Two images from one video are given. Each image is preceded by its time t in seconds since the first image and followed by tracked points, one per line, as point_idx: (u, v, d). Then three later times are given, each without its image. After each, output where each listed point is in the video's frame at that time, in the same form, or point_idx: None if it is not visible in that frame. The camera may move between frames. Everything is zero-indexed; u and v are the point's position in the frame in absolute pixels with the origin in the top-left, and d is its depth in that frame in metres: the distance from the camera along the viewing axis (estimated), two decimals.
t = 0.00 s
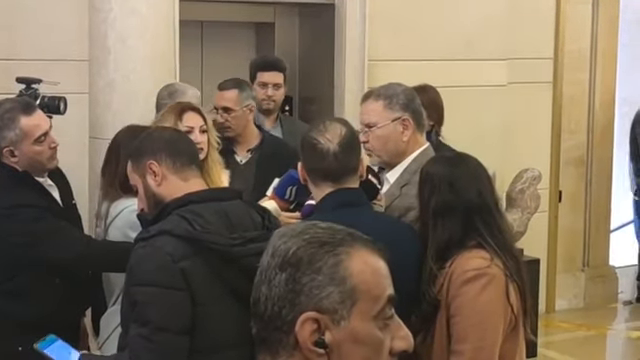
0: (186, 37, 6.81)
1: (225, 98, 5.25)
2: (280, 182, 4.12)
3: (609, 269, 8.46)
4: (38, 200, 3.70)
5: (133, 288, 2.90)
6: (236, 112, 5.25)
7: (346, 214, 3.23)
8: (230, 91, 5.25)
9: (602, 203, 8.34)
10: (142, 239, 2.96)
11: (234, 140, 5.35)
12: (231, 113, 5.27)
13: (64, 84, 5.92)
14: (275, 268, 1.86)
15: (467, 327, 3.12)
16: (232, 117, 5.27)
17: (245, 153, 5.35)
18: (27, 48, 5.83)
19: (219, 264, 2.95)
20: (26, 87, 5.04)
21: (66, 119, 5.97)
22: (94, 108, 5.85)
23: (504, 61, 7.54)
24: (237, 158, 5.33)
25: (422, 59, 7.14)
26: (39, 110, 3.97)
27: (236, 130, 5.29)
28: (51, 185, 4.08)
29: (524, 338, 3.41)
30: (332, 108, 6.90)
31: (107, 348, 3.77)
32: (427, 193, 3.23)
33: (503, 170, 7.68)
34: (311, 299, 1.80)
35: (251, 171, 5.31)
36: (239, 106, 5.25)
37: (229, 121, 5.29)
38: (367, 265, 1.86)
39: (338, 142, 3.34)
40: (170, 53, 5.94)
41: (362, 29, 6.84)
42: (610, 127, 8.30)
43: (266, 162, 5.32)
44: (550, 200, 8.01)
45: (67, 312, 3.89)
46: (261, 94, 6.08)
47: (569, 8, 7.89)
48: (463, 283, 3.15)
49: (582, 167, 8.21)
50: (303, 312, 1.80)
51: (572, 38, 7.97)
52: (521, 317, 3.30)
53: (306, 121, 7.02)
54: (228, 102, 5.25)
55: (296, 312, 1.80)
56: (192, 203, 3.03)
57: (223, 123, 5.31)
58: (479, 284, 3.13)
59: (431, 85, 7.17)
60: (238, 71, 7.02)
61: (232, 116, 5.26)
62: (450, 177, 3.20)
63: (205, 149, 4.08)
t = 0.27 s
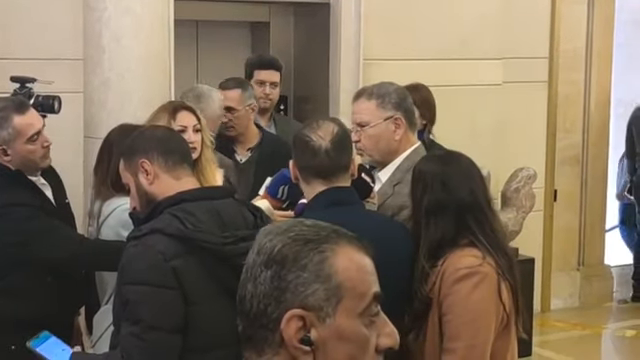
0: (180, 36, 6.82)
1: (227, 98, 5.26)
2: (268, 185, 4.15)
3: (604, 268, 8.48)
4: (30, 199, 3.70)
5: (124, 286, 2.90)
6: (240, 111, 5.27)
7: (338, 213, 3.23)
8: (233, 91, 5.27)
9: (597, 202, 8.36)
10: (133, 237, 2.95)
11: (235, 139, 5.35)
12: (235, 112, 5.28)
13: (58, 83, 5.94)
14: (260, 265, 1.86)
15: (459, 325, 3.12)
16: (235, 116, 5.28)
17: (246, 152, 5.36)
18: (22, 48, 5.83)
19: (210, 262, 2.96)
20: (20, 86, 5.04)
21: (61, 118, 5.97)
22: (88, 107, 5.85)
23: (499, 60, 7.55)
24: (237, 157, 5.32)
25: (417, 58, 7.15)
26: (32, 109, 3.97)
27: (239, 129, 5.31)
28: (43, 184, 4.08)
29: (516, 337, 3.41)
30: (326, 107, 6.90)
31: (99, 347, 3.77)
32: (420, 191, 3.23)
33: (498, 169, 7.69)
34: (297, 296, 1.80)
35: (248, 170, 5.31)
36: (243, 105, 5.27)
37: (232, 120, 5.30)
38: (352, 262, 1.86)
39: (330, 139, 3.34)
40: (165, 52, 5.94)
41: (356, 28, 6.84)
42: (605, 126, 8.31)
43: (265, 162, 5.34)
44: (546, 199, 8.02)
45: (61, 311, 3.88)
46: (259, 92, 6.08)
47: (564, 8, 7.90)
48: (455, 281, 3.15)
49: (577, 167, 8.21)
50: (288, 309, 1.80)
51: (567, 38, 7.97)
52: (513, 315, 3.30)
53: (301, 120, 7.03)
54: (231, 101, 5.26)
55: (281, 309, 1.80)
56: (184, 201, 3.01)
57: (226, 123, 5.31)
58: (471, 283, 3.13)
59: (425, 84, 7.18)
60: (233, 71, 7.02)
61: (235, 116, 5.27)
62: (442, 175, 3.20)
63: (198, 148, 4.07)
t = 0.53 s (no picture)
0: (178, 36, 6.82)
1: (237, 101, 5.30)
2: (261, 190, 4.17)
3: (601, 268, 8.48)
4: (25, 200, 3.70)
5: (119, 287, 2.89)
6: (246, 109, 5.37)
7: (334, 213, 3.22)
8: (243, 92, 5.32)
9: (594, 201, 8.36)
10: (129, 237, 2.95)
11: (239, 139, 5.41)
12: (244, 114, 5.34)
13: (54, 83, 5.93)
14: (253, 265, 1.86)
15: (455, 325, 3.12)
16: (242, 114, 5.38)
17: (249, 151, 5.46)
18: (18, 47, 5.82)
19: (205, 262, 2.95)
20: (16, 85, 5.04)
21: (57, 118, 5.97)
22: (84, 107, 5.84)
23: (496, 60, 7.55)
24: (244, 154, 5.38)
25: (414, 58, 7.14)
26: (27, 109, 3.96)
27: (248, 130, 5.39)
28: (38, 184, 4.08)
29: (512, 337, 3.41)
30: (324, 107, 6.90)
31: (95, 347, 3.75)
32: (416, 191, 3.22)
33: (495, 169, 7.69)
34: (289, 296, 1.80)
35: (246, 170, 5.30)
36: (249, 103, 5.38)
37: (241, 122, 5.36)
38: (345, 262, 1.85)
39: (324, 139, 3.34)
40: (162, 52, 5.93)
41: (353, 27, 6.84)
42: (602, 126, 8.31)
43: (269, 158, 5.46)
44: (543, 199, 8.01)
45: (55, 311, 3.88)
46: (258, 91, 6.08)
47: (562, 7, 7.89)
48: (451, 281, 3.14)
49: (575, 166, 8.21)
50: (280, 309, 1.80)
51: (564, 37, 7.97)
52: (509, 315, 3.30)
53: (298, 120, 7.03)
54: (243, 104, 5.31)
55: (273, 309, 1.80)
56: (180, 201, 3.01)
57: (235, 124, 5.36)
58: (467, 283, 3.13)
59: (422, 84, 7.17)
60: (230, 71, 7.02)
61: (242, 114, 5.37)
62: (438, 175, 3.20)
63: (194, 148, 4.07)
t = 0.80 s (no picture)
0: (178, 36, 6.82)
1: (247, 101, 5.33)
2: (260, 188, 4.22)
3: (600, 268, 8.49)
4: (23, 200, 3.70)
5: (118, 287, 2.89)
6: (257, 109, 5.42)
7: (333, 213, 3.22)
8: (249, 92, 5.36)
9: (593, 202, 8.37)
10: (128, 238, 2.95)
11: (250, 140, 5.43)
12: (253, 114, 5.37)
13: (53, 83, 5.93)
14: (252, 266, 1.86)
15: (454, 325, 3.12)
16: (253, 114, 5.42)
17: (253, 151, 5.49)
18: (17, 47, 5.82)
19: (205, 262, 2.95)
20: (15, 86, 5.03)
21: (56, 118, 5.97)
22: (83, 107, 5.84)
23: (495, 60, 7.54)
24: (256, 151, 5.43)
25: (413, 58, 7.14)
26: (25, 109, 3.95)
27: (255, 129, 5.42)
28: (37, 184, 4.08)
29: (511, 337, 3.41)
30: (323, 107, 6.90)
31: (93, 348, 3.74)
32: (415, 191, 3.23)
33: (494, 169, 7.69)
34: (288, 297, 1.80)
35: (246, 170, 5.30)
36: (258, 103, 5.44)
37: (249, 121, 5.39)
38: (345, 263, 1.85)
39: (324, 139, 3.34)
40: (161, 52, 5.93)
41: (352, 28, 6.84)
42: (601, 127, 8.32)
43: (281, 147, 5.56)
44: (542, 200, 8.02)
45: (56, 310, 3.87)
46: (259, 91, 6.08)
47: (560, 8, 7.90)
48: (450, 282, 3.15)
49: (574, 167, 8.22)
50: (279, 310, 1.80)
51: (563, 38, 7.97)
52: (508, 316, 3.30)
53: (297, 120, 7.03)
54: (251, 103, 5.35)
55: (273, 310, 1.80)
56: (179, 201, 3.00)
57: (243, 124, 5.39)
58: (466, 283, 3.13)
59: (421, 84, 7.18)
60: (229, 71, 7.02)
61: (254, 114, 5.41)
62: (437, 175, 3.20)
63: (193, 148, 4.07)
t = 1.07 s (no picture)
0: (175, 36, 6.82)
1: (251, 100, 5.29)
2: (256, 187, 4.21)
3: (597, 268, 8.51)
4: (20, 199, 3.70)
5: (114, 285, 2.90)
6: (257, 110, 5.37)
7: (329, 213, 3.23)
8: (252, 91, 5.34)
9: (589, 202, 8.39)
10: (123, 236, 2.94)
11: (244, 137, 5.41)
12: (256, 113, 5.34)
13: (50, 82, 5.94)
14: (250, 264, 1.86)
15: (449, 325, 3.12)
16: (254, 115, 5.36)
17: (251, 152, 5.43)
18: (14, 47, 5.82)
19: (200, 262, 2.96)
20: (13, 85, 5.04)
21: (54, 118, 5.97)
22: (81, 107, 5.84)
23: (493, 60, 7.55)
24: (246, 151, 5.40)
25: (410, 58, 7.15)
26: (22, 108, 3.96)
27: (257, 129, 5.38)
28: (34, 184, 4.08)
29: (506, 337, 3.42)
30: (320, 108, 6.91)
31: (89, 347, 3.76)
32: (410, 192, 3.24)
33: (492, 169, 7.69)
34: (284, 297, 1.80)
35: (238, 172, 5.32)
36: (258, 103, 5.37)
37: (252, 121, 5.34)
38: (342, 264, 1.86)
39: (320, 139, 3.35)
40: (158, 52, 5.94)
41: (350, 28, 6.85)
42: (598, 127, 8.34)
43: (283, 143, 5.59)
44: (539, 200, 8.03)
45: (52, 311, 3.88)
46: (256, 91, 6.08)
47: (558, 8, 7.91)
48: (445, 282, 3.15)
49: (571, 167, 8.23)
50: (275, 309, 1.80)
51: (561, 38, 7.98)
52: (503, 316, 3.31)
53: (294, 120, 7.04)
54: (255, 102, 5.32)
55: (269, 309, 1.80)
56: (175, 201, 3.00)
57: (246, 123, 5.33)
58: (460, 283, 3.14)
59: (418, 84, 7.19)
60: (227, 71, 7.03)
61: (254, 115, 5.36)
62: (433, 175, 3.21)
63: (189, 148, 4.08)
